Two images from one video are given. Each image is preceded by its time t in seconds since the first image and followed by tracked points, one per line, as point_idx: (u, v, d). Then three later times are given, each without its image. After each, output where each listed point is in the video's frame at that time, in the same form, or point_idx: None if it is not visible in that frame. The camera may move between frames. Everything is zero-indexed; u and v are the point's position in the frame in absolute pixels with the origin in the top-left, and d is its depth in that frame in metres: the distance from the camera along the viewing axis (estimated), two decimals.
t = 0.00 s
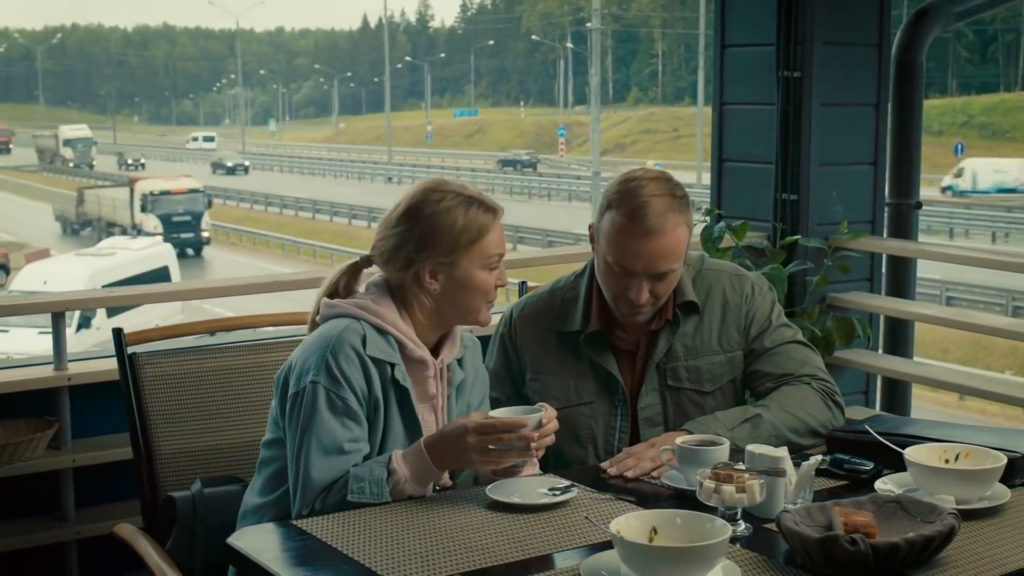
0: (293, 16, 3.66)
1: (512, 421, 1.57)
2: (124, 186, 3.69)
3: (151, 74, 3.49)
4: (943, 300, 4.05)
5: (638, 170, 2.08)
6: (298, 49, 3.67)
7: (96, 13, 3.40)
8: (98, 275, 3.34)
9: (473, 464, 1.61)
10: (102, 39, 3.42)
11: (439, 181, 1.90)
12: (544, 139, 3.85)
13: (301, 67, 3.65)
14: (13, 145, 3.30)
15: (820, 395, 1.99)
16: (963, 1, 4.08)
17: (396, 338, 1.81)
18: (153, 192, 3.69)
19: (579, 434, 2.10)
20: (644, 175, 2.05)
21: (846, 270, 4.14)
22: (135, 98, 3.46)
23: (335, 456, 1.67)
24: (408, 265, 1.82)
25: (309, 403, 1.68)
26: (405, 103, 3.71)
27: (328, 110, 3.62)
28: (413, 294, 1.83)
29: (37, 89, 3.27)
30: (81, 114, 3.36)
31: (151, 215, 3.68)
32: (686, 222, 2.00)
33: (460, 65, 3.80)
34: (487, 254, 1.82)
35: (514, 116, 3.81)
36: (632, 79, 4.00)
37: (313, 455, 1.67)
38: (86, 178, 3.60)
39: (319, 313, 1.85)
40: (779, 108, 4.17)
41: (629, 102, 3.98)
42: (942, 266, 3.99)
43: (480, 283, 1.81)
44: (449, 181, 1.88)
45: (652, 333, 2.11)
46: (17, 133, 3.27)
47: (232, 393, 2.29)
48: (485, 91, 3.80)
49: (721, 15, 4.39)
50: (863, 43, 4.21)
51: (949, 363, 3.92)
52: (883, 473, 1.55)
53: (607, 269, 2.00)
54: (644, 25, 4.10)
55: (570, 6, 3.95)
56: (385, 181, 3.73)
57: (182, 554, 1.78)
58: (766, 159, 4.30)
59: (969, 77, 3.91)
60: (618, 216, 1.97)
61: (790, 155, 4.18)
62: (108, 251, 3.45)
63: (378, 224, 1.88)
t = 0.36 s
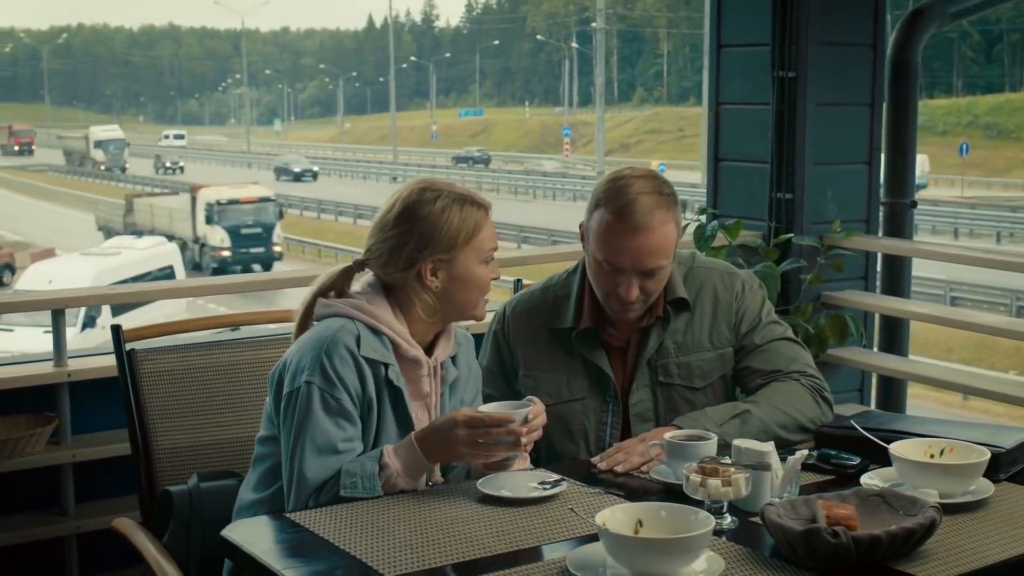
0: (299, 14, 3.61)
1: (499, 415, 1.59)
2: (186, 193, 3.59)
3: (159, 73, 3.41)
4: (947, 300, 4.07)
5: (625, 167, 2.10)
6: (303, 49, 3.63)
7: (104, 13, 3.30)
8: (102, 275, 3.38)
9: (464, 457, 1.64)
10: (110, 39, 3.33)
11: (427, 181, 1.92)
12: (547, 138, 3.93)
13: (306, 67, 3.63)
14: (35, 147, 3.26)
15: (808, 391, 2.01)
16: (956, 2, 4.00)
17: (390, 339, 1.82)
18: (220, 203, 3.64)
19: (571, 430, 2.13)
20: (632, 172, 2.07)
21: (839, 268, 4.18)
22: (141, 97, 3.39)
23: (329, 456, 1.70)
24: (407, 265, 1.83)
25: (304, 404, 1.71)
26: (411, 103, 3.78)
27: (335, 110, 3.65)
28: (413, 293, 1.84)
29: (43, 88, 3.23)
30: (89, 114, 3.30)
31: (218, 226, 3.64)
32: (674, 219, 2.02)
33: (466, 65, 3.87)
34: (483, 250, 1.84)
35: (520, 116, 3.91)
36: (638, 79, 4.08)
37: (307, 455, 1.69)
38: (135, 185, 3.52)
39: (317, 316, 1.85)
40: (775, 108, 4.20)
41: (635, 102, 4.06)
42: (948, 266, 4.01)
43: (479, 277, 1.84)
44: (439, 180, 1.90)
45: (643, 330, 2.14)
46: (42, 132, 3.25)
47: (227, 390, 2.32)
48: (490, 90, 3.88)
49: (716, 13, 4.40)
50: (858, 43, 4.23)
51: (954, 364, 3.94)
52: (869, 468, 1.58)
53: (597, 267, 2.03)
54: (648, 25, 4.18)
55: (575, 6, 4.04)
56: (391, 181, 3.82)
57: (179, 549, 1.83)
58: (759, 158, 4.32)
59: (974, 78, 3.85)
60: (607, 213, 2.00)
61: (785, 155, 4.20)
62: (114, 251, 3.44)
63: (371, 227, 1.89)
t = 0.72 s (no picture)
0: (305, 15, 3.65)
1: (488, 409, 1.61)
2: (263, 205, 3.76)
3: (164, 72, 3.42)
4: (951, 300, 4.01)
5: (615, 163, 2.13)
6: (307, 49, 3.67)
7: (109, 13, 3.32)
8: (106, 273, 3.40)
9: (454, 451, 1.66)
10: (114, 39, 3.34)
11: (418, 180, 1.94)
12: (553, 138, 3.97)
13: (311, 67, 3.67)
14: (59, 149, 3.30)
15: (799, 389, 2.04)
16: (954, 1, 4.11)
17: (385, 340, 1.84)
18: (305, 216, 3.74)
19: (565, 428, 2.15)
20: (622, 168, 2.10)
21: (834, 267, 4.20)
22: (146, 97, 3.41)
23: (323, 456, 1.72)
24: (402, 263, 1.85)
25: (299, 405, 1.73)
26: (415, 103, 3.79)
27: (340, 110, 3.70)
28: (410, 291, 1.86)
29: (48, 88, 3.22)
30: (94, 114, 3.30)
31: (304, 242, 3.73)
32: (663, 213, 2.05)
33: (470, 65, 3.88)
34: (477, 245, 1.86)
35: (525, 116, 3.93)
36: (643, 79, 4.08)
37: (301, 455, 1.72)
38: (188, 194, 3.65)
39: (313, 317, 1.87)
40: (771, 108, 4.22)
41: (640, 103, 4.08)
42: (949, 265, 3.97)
43: (474, 272, 1.86)
44: (430, 179, 1.92)
45: (635, 327, 2.16)
46: (64, 134, 3.29)
47: (226, 387, 2.34)
48: (495, 90, 3.89)
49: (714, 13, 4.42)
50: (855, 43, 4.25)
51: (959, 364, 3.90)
52: (858, 465, 1.61)
53: (589, 263, 2.05)
54: (654, 25, 4.15)
55: (580, 6, 4.04)
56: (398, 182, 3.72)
57: (176, 544, 1.85)
58: (756, 158, 4.35)
59: (979, 78, 3.82)
60: (597, 206, 2.03)
61: (781, 155, 4.23)
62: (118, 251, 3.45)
63: (364, 226, 1.91)
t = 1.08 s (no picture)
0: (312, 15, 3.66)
1: (478, 404, 1.62)
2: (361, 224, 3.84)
3: (170, 75, 3.44)
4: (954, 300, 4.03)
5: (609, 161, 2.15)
6: (313, 49, 3.66)
7: (114, 13, 3.34)
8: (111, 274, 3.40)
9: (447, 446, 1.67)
10: (119, 39, 3.37)
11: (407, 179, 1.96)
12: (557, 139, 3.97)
13: (316, 68, 3.65)
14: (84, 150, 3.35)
15: (792, 387, 2.05)
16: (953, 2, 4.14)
17: (380, 339, 1.86)
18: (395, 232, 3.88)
19: (560, 425, 2.16)
20: (616, 167, 2.12)
21: (830, 267, 4.18)
22: (151, 98, 3.42)
23: (318, 456, 1.74)
24: (396, 261, 1.86)
25: (295, 406, 1.75)
26: (421, 103, 3.80)
27: (346, 109, 3.67)
28: (405, 289, 1.87)
29: (53, 89, 3.27)
30: (100, 115, 3.32)
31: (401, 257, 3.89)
32: (656, 211, 2.07)
33: (474, 65, 3.90)
34: (468, 238, 1.88)
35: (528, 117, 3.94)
36: (647, 80, 4.14)
37: (298, 456, 1.73)
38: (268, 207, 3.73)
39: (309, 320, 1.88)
40: (768, 109, 4.24)
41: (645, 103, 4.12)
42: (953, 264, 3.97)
43: (467, 266, 1.87)
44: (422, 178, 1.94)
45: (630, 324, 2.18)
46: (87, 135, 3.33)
47: (222, 383, 2.36)
48: (500, 91, 3.91)
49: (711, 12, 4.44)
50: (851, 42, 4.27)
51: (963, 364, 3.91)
52: (849, 461, 1.64)
53: (583, 262, 2.07)
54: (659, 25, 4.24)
55: (584, 7, 4.08)
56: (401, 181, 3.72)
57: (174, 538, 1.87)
58: (752, 158, 4.37)
59: (983, 78, 3.83)
60: (591, 204, 2.04)
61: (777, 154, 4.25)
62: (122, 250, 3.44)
63: (355, 228, 1.93)
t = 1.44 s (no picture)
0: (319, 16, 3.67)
1: (474, 399, 1.64)
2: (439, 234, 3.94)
3: (177, 74, 3.47)
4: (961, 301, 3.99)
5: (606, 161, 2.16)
6: (320, 49, 3.68)
7: (121, 13, 3.37)
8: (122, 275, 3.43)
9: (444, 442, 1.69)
10: (126, 39, 3.39)
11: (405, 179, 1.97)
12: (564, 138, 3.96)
13: (323, 67, 3.67)
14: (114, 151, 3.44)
15: (788, 385, 2.07)
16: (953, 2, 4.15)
17: (380, 339, 1.87)
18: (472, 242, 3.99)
19: (559, 423, 2.18)
20: (613, 167, 2.13)
21: (829, 267, 4.20)
22: (159, 98, 3.45)
23: (318, 453, 1.76)
24: (397, 261, 1.88)
25: (295, 404, 1.77)
26: (429, 103, 3.79)
27: (352, 109, 3.69)
28: (405, 289, 1.89)
29: (61, 88, 3.28)
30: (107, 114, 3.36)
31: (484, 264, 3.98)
32: (652, 210, 2.08)
33: (482, 65, 3.89)
34: (467, 239, 1.90)
35: (537, 117, 3.93)
36: (655, 80, 4.10)
37: (297, 453, 1.75)
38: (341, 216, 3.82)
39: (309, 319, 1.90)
40: (768, 109, 4.25)
41: (652, 103, 4.10)
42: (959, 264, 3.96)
43: (466, 266, 1.89)
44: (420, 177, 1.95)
45: (627, 322, 2.20)
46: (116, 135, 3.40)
47: (223, 380, 2.38)
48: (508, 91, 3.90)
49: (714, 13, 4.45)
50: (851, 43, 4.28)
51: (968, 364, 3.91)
52: (844, 458, 1.65)
53: (580, 261, 2.08)
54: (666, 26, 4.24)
55: (592, 7, 4.08)
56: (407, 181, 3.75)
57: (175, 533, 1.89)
58: (753, 158, 4.38)
59: (991, 78, 3.81)
60: (588, 204, 2.06)
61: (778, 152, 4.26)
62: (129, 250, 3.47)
63: (356, 228, 1.94)
